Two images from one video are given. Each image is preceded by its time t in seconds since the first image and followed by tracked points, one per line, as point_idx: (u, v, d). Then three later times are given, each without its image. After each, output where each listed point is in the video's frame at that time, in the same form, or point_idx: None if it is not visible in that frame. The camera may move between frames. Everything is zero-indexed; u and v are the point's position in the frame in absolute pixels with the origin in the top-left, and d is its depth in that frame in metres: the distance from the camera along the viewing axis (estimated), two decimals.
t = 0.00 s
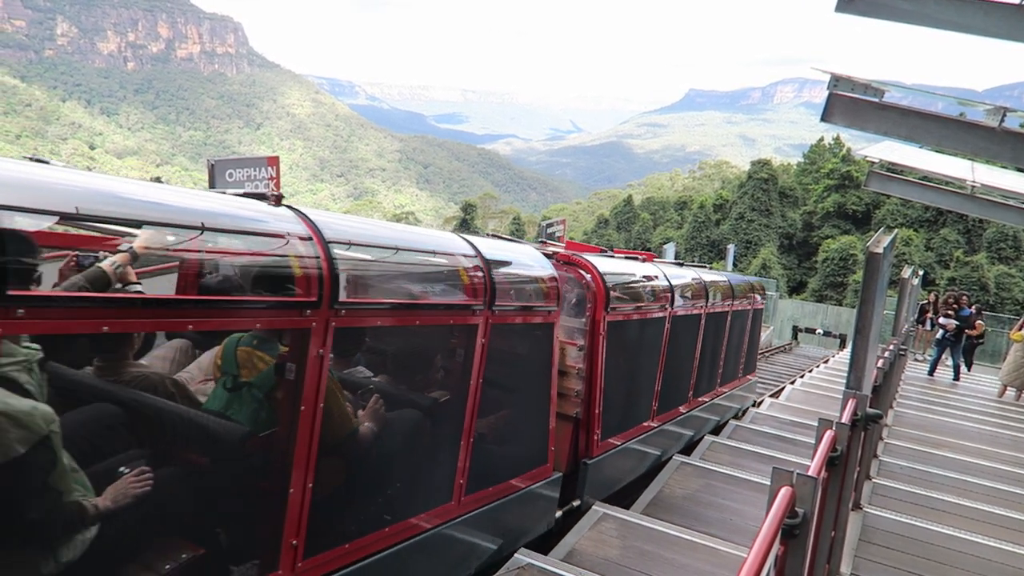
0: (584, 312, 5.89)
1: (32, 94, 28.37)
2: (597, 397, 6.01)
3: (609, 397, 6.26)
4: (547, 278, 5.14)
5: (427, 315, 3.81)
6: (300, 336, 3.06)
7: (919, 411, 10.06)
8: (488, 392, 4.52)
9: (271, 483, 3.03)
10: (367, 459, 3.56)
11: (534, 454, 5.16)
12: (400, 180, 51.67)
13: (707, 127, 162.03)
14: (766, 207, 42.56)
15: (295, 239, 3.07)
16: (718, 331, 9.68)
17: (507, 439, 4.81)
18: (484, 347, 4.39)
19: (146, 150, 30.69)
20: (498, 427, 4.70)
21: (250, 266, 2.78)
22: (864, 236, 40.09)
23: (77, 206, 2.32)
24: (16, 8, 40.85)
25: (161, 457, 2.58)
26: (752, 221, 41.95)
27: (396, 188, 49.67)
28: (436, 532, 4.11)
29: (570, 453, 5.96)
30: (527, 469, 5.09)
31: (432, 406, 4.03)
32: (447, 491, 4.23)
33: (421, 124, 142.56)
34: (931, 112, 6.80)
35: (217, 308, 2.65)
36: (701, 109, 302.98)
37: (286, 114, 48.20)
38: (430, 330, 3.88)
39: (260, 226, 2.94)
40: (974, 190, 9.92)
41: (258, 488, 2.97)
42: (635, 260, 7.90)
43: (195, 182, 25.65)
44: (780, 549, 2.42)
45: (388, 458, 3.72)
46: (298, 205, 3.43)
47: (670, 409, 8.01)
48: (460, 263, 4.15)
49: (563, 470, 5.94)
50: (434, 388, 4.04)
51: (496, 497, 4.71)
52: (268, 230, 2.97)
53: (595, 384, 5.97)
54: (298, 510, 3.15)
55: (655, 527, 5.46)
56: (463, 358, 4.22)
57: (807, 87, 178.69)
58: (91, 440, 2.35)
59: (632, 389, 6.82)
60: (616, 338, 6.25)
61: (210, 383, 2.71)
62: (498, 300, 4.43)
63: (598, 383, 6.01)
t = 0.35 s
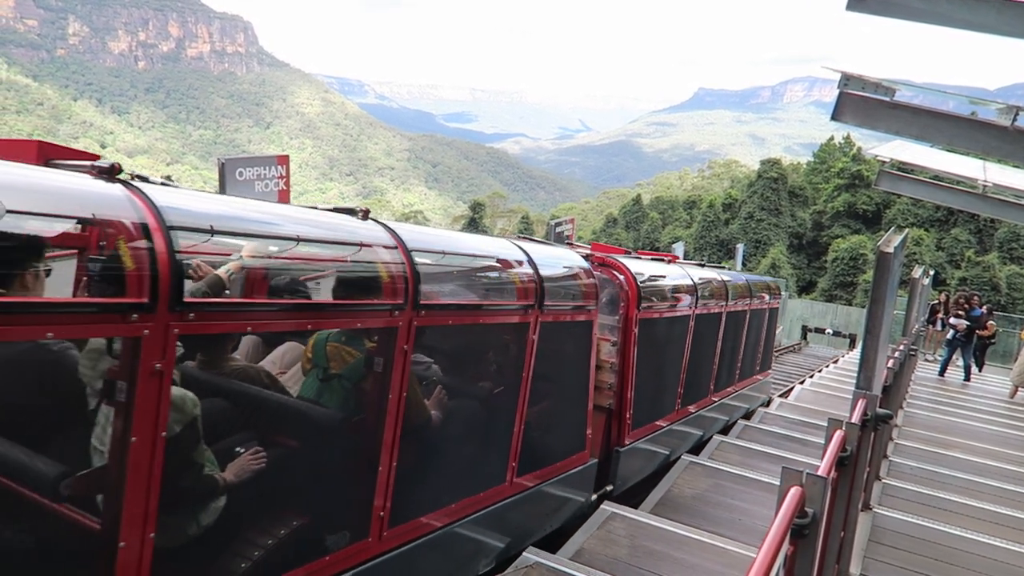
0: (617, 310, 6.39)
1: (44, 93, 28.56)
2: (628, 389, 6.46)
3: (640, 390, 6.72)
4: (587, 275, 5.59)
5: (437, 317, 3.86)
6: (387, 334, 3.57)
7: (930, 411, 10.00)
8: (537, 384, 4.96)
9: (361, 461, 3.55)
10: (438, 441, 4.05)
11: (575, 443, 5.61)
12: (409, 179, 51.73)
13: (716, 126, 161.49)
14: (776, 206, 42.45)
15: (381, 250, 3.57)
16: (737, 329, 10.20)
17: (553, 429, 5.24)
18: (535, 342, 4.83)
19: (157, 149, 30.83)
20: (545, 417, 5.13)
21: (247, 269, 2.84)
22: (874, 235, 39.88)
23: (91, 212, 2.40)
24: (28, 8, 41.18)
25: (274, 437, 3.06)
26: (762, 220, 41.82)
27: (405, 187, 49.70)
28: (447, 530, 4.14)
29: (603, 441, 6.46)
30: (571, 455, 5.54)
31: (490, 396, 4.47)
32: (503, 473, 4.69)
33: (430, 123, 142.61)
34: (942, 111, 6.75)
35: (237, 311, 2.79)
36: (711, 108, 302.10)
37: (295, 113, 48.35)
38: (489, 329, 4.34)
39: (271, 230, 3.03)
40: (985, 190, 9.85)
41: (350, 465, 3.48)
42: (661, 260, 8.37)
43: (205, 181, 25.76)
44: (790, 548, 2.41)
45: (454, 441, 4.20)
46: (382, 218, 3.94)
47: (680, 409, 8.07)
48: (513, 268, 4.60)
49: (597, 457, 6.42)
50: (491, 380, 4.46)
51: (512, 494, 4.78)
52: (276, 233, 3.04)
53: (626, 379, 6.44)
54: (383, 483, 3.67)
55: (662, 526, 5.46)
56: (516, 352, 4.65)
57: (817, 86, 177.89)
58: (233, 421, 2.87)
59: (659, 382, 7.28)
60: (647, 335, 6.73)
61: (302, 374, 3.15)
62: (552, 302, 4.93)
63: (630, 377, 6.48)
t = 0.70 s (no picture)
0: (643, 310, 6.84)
1: (52, 93, 28.75)
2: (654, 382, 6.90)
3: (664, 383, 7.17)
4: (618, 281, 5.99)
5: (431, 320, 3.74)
6: (452, 331, 3.93)
7: (937, 412, 9.96)
8: (577, 378, 5.36)
9: (430, 444, 3.90)
10: (490, 426, 4.41)
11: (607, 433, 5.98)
12: (415, 179, 51.76)
13: (723, 125, 161.03)
14: (782, 206, 42.32)
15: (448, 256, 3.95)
16: (752, 328, 10.83)
17: (589, 419, 5.64)
18: (574, 340, 5.20)
19: (163, 148, 30.96)
20: (582, 408, 5.52)
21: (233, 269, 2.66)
22: (881, 235, 39.72)
23: (99, 217, 2.31)
24: (36, 8, 41.44)
25: (357, 423, 3.34)
26: (768, 220, 41.71)
27: (411, 186, 49.71)
28: (455, 530, 4.13)
29: (630, 431, 6.89)
30: (601, 444, 5.92)
31: (535, 388, 4.81)
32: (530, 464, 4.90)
33: (436, 122, 142.75)
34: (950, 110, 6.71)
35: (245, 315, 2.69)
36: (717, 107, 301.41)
37: (302, 113, 48.46)
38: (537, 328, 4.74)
39: (276, 231, 2.93)
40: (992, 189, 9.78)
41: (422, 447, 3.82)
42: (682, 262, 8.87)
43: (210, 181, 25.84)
44: (796, 548, 2.40)
45: (502, 426, 4.55)
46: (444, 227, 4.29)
47: (687, 408, 8.03)
48: (560, 273, 5.01)
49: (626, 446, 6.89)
50: (534, 374, 4.79)
51: (510, 497, 4.69)
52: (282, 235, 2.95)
53: (653, 374, 6.89)
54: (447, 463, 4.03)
55: (669, 526, 5.44)
56: (557, 347, 5.00)
57: (824, 85, 177.15)
58: (334, 408, 3.18)
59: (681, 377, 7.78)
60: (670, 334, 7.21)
61: (379, 364, 3.45)
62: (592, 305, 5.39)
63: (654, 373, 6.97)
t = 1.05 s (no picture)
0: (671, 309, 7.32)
1: (61, 93, 29.01)
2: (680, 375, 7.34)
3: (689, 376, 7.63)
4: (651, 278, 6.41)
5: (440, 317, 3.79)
6: (508, 327, 4.36)
7: (949, 411, 9.90)
8: (615, 372, 5.78)
9: (488, 430, 4.35)
10: (541, 414, 4.85)
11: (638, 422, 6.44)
12: (422, 178, 51.77)
13: (730, 123, 160.47)
14: (790, 204, 42.13)
15: (507, 262, 4.42)
16: (768, 326, 11.36)
17: (624, 409, 6.09)
18: (611, 335, 5.58)
19: (172, 148, 31.11)
20: (618, 399, 5.95)
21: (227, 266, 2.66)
22: (890, 233, 39.48)
23: (105, 217, 2.34)
24: (45, 8, 41.66)
25: (424, 410, 3.77)
26: (776, 218, 41.52)
27: (418, 185, 49.75)
28: (463, 529, 4.13)
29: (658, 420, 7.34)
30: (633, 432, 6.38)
31: (577, 379, 5.20)
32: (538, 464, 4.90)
33: (444, 121, 142.95)
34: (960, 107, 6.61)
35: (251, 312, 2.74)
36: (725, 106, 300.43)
37: (309, 112, 48.57)
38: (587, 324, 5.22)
39: (285, 232, 2.98)
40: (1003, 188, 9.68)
41: (486, 431, 4.33)
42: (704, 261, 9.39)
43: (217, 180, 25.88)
44: (805, 547, 2.39)
45: (553, 413, 4.99)
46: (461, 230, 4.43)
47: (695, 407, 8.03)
48: (592, 270, 5.33)
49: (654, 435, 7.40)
50: (577, 368, 5.18)
51: (519, 496, 4.71)
52: (294, 236, 3.01)
53: (679, 368, 7.34)
54: (506, 447, 4.51)
55: (677, 526, 5.43)
56: (596, 343, 5.39)
57: (832, 83, 176.38)
58: (413, 397, 3.67)
59: (706, 370, 8.29)
60: (696, 331, 7.68)
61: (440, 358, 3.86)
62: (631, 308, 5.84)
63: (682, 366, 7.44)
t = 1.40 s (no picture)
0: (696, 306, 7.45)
1: (71, 92, 29.30)
2: (703, 370, 7.75)
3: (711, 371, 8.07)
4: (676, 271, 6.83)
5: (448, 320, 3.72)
6: (557, 323, 4.70)
7: (959, 411, 9.84)
8: (645, 365, 6.19)
9: (539, 418, 4.73)
10: (581, 404, 5.23)
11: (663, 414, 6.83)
12: (430, 176, 51.86)
13: (740, 121, 159.88)
14: (799, 202, 41.93)
15: (554, 263, 4.78)
16: (785, 324, 11.83)
17: (651, 401, 6.48)
18: (643, 331, 5.98)
19: (181, 146, 31.29)
20: (647, 391, 6.34)
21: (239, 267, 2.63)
22: (900, 232, 39.28)
23: (118, 217, 2.30)
24: (56, 8, 41.97)
25: (484, 399, 4.13)
26: (785, 217, 41.37)
27: (426, 183, 49.80)
28: (471, 527, 4.13)
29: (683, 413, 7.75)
30: (659, 423, 6.78)
31: (611, 373, 5.57)
32: (542, 463, 4.84)
33: (452, 120, 143.16)
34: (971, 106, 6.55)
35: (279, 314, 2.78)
36: (734, 103, 299.42)
37: (318, 110, 48.79)
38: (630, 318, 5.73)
39: (299, 230, 2.97)
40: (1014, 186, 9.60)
41: (538, 419, 4.72)
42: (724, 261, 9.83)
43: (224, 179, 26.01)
44: (816, 548, 2.38)
45: (592, 404, 5.37)
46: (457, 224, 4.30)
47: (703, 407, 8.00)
48: (627, 270, 5.71)
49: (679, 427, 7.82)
50: (612, 362, 5.56)
51: (526, 493, 4.69)
52: (302, 233, 2.98)
53: (702, 363, 7.73)
54: (554, 430, 4.93)
55: (685, 525, 5.42)
56: (630, 338, 5.78)
57: (842, 81, 175.24)
58: (477, 387, 4.05)
59: (727, 365, 8.79)
60: (717, 327, 8.10)
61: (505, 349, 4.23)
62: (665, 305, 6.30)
63: (705, 363, 7.78)
